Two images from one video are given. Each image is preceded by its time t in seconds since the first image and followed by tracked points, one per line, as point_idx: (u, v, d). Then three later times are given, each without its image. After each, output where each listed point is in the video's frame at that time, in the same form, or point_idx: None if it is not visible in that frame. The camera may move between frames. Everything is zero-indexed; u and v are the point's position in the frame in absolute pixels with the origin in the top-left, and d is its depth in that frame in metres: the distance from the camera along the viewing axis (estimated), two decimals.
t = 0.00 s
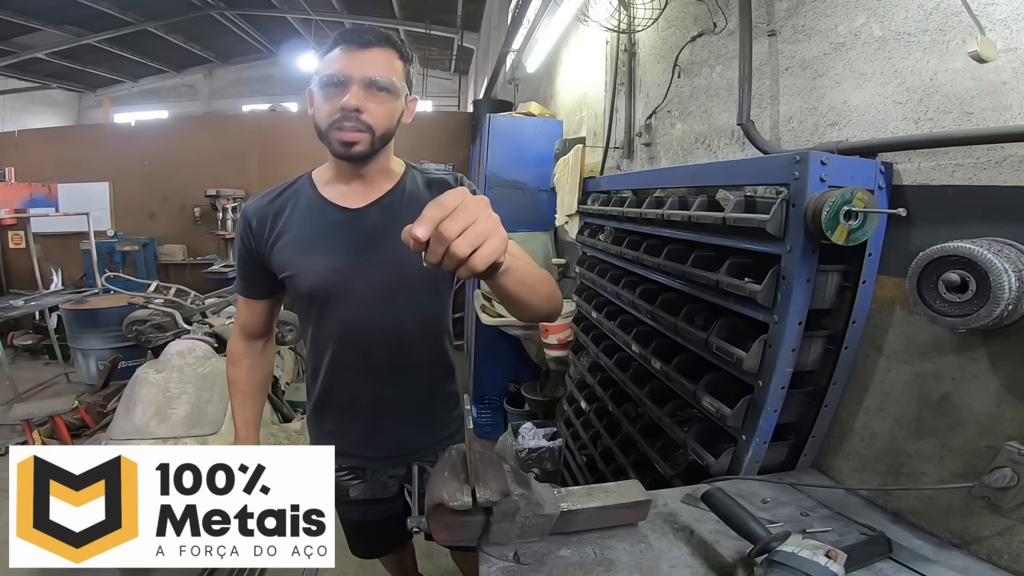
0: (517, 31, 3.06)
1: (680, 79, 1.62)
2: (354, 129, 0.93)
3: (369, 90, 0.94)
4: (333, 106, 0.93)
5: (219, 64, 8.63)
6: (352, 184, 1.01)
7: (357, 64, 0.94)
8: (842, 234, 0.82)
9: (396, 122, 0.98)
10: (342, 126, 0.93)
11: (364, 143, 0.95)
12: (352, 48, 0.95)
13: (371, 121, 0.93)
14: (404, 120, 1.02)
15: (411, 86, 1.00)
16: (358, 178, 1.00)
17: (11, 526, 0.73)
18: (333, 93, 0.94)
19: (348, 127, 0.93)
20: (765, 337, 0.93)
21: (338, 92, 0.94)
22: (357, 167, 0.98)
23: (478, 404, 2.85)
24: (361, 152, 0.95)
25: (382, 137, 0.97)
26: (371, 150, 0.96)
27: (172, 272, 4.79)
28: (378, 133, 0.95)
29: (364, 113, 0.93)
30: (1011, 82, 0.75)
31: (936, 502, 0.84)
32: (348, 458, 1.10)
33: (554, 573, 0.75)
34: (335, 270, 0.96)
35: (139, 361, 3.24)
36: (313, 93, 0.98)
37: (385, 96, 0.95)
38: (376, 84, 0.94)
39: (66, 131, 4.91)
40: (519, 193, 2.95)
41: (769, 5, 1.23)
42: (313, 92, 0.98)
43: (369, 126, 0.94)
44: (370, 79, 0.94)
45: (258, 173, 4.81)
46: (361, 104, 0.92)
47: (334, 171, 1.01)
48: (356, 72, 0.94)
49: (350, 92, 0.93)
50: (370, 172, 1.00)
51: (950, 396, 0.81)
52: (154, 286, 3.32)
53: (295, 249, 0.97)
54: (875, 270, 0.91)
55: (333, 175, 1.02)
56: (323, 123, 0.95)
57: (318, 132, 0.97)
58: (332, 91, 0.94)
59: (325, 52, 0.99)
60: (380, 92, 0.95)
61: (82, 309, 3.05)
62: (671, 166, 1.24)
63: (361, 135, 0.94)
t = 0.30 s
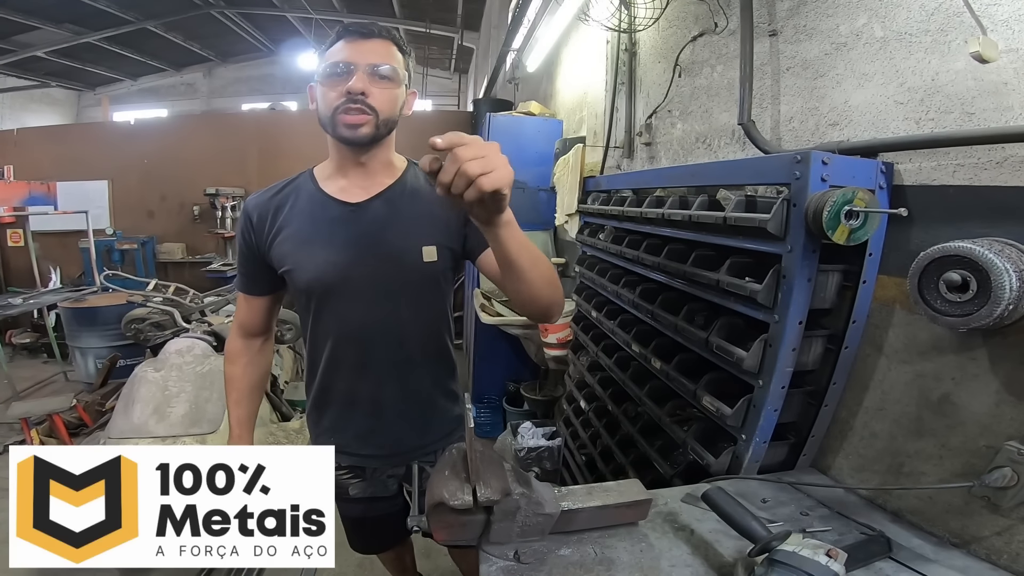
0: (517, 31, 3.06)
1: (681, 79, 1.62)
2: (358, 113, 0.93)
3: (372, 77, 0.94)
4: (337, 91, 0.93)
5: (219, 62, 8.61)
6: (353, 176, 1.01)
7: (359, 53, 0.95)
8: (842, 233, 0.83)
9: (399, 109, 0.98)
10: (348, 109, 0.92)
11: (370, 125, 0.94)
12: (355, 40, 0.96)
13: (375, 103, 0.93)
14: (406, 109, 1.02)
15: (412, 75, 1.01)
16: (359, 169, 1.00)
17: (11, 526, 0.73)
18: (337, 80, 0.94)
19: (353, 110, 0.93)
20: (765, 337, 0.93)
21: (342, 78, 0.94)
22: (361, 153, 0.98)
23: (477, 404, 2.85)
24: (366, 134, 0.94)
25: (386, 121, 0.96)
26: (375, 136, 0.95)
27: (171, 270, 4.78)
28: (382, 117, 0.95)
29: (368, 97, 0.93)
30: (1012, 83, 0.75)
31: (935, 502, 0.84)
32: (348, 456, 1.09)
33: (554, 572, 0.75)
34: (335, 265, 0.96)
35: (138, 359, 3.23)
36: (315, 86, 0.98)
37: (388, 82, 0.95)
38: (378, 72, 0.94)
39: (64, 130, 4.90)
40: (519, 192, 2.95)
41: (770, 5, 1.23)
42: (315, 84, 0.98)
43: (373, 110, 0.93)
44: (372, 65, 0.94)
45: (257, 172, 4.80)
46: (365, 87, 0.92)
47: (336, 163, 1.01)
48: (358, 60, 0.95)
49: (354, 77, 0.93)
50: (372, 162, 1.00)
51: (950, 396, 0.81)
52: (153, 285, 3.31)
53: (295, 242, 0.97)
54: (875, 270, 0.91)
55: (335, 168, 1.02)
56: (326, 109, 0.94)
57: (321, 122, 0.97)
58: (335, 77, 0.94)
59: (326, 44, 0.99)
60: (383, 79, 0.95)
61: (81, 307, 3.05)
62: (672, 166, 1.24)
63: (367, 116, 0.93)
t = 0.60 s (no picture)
0: (517, 31, 3.06)
1: (681, 80, 1.62)
2: (358, 120, 0.94)
3: (372, 83, 0.95)
4: (336, 97, 0.94)
5: (218, 62, 8.61)
6: (350, 179, 1.01)
7: (359, 57, 0.95)
8: (842, 235, 0.83)
9: (398, 115, 0.99)
10: (347, 116, 0.93)
11: (369, 134, 0.95)
12: (354, 42, 0.96)
13: (375, 112, 0.94)
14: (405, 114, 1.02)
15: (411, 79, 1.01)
16: (357, 173, 1.00)
17: (11, 525, 0.73)
18: (336, 85, 0.94)
19: (352, 118, 0.94)
20: (764, 337, 0.94)
21: (342, 83, 0.94)
22: (358, 160, 0.98)
23: (476, 404, 2.85)
24: (365, 142, 0.95)
25: (385, 129, 0.97)
26: (375, 142, 0.96)
27: (170, 270, 4.77)
28: (381, 125, 0.96)
29: (368, 104, 0.94)
30: (1012, 84, 0.75)
31: (933, 503, 0.84)
32: (348, 457, 1.10)
33: (553, 572, 0.75)
34: (333, 267, 0.96)
35: (137, 359, 3.23)
36: (313, 87, 0.98)
37: (387, 89, 0.96)
38: (378, 77, 0.95)
39: (63, 129, 4.90)
40: (518, 193, 2.95)
41: (770, 6, 1.23)
42: (313, 85, 0.98)
43: (373, 117, 0.94)
44: (372, 71, 0.95)
45: (257, 171, 4.80)
46: (364, 96, 0.93)
47: (333, 166, 1.00)
48: (358, 65, 0.95)
49: (354, 83, 0.94)
50: (370, 166, 1.00)
51: (949, 397, 0.82)
52: (152, 284, 3.30)
53: (293, 245, 0.97)
54: (873, 272, 0.91)
55: (332, 171, 1.02)
56: (325, 114, 0.95)
57: (319, 125, 0.97)
58: (334, 82, 0.95)
59: (325, 46, 0.99)
60: (383, 85, 0.96)
61: (80, 307, 3.04)
62: (672, 167, 1.24)
63: (366, 126, 0.94)
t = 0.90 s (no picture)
0: (515, 31, 3.06)
1: (679, 79, 1.62)
2: (345, 118, 0.93)
3: (357, 80, 0.94)
4: (322, 97, 0.93)
5: (217, 62, 8.60)
6: (343, 179, 1.00)
7: (343, 54, 0.95)
8: (837, 235, 0.83)
9: (387, 111, 0.99)
10: (332, 116, 0.93)
11: (356, 132, 0.95)
12: (336, 37, 0.95)
13: (361, 110, 0.94)
14: (395, 110, 1.01)
15: (399, 73, 1.01)
16: (350, 172, 1.00)
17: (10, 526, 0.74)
18: (320, 85, 0.94)
19: (338, 117, 0.93)
20: (761, 337, 0.94)
21: (326, 83, 0.94)
22: (349, 160, 0.98)
23: (475, 404, 2.85)
24: (353, 141, 0.95)
25: (374, 127, 0.97)
26: (364, 140, 0.96)
27: (169, 270, 4.77)
28: (369, 123, 0.96)
29: (355, 101, 0.93)
30: (1007, 83, 0.75)
31: (930, 502, 0.84)
32: (347, 456, 1.10)
33: (549, 572, 0.75)
34: (331, 270, 0.96)
35: (135, 360, 3.23)
36: (300, 88, 0.98)
37: (374, 85, 0.95)
38: (364, 74, 0.95)
39: (61, 129, 4.89)
40: (516, 192, 2.95)
41: (767, 5, 1.23)
42: (299, 86, 0.98)
43: (360, 114, 0.94)
44: (357, 68, 0.94)
45: (255, 171, 4.80)
46: (350, 94, 0.93)
47: (326, 167, 1.00)
48: (343, 62, 0.94)
49: (339, 82, 0.93)
50: (364, 165, 1.00)
51: (945, 396, 0.82)
52: (151, 285, 3.30)
53: (289, 247, 0.97)
54: (870, 271, 0.91)
55: (326, 173, 1.02)
56: (312, 115, 0.94)
57: (308, 125, 0.97)
58: (320, 82, 0.94)
59: (309, 44, 0.99)
60: (369, 81, 0.95)
61: (78, 307, 3.03)
62: (669, 166, 1.24)
63: (353, 124, 0.94)
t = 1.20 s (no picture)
0: (512, 31, 3.06)
1: (675, 79, 1.62)
2: (352, 133, 0.94)
3: (364, 91, 0.94)
4: (328, 110, 0.93)
5: (215, 62, 8.58)
6: (348, 188, 1.00)
7: (347, 63, 0.93)
8: (831, 233, 0.83)
9: (391, 120, 0.99)
10: (340, 131, 0.93)
11: (363, 146, 0.95)
12: (339, 46, 0.94)
13: (369, 124, 0.94)
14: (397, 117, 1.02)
15: (403, 80, 1.00)
16: (355, 181, 1.00)
17: (13, 526, 0.86)
18: (325, 95, 0.93)
19: (345, 131, 0.93)
20: (757, 336, 0.94)
21: (331, 93, 0.93)
22: (354, 170, 0.98)
23: (474, 404, 2.85)
24: (361, 156, 0.95)
25: (380, 138, 0.97)
26: (370, 153, 0.96)
27: (167, 271, 4.77)
28: (376, 135, 0.96)
29: (363, 115, 0.93)
30: (1000, 81, 0.75)
31: (926, 501, 0.84)
32: (349, 455, 1.10)
33: (546, 571, 0.75)
34: (345, 276, 0.97)
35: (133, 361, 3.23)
36: (300, 94, 0.96)
37: (380, 97, 0.95)
38: (371, 85, 0.94)
39: (59, 131, 4.89)
40: (515, 193, 2.95)
41: (762, 4, 1.23)
42: (300, 93, 0.96)
43: (368, 128, 0.94)
44: (363, 79, 0.93)
45: (254, 172, 4.79)
46: (357, 108, 0.93)
47: (328, 175, 0.99)
48: (347, 72, 0.93)
49: (345, 95, 0.93)
50: (369, 172, 1.00)
51: (940, 395, 0.82)
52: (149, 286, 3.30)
53: (296, 254, 0.96)
54: (866, 269, 0.91)
55: (325, 178, 1.01)
56: (317, 126, 0.94)
57: (313, 135, 0.96)
58: (323, 93, 0.93)
59: (308, 49, 0.97)
60: (375, 92, 0.95)
61: (76, 309, 3.03)
62: (665, 166, 1.24)
63: (360, 139, 0.94)
